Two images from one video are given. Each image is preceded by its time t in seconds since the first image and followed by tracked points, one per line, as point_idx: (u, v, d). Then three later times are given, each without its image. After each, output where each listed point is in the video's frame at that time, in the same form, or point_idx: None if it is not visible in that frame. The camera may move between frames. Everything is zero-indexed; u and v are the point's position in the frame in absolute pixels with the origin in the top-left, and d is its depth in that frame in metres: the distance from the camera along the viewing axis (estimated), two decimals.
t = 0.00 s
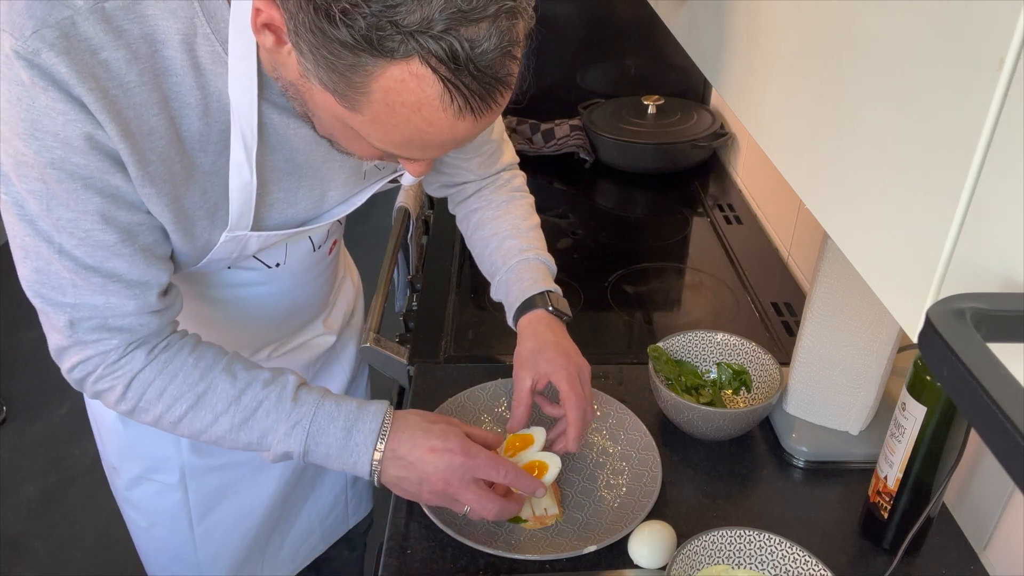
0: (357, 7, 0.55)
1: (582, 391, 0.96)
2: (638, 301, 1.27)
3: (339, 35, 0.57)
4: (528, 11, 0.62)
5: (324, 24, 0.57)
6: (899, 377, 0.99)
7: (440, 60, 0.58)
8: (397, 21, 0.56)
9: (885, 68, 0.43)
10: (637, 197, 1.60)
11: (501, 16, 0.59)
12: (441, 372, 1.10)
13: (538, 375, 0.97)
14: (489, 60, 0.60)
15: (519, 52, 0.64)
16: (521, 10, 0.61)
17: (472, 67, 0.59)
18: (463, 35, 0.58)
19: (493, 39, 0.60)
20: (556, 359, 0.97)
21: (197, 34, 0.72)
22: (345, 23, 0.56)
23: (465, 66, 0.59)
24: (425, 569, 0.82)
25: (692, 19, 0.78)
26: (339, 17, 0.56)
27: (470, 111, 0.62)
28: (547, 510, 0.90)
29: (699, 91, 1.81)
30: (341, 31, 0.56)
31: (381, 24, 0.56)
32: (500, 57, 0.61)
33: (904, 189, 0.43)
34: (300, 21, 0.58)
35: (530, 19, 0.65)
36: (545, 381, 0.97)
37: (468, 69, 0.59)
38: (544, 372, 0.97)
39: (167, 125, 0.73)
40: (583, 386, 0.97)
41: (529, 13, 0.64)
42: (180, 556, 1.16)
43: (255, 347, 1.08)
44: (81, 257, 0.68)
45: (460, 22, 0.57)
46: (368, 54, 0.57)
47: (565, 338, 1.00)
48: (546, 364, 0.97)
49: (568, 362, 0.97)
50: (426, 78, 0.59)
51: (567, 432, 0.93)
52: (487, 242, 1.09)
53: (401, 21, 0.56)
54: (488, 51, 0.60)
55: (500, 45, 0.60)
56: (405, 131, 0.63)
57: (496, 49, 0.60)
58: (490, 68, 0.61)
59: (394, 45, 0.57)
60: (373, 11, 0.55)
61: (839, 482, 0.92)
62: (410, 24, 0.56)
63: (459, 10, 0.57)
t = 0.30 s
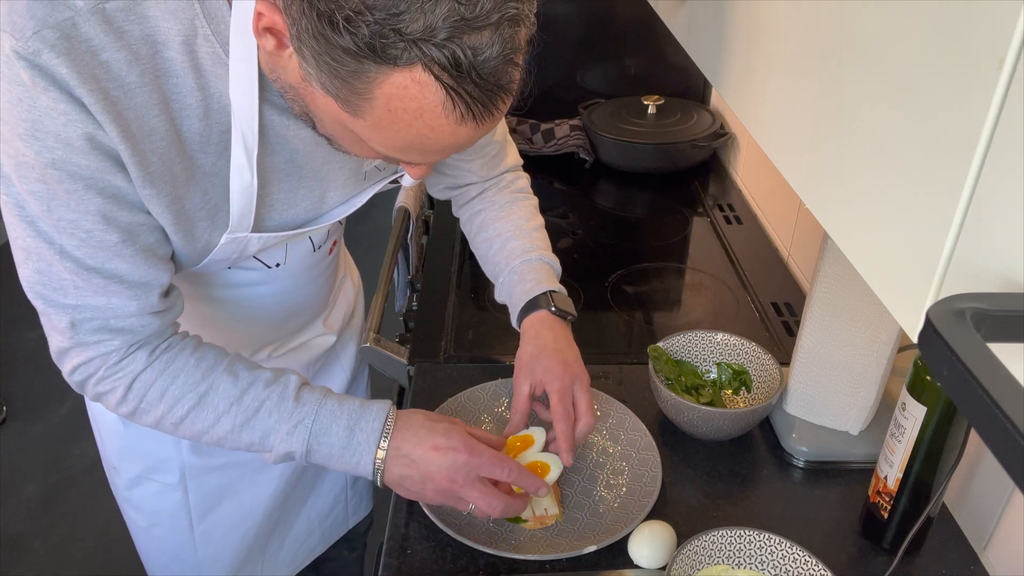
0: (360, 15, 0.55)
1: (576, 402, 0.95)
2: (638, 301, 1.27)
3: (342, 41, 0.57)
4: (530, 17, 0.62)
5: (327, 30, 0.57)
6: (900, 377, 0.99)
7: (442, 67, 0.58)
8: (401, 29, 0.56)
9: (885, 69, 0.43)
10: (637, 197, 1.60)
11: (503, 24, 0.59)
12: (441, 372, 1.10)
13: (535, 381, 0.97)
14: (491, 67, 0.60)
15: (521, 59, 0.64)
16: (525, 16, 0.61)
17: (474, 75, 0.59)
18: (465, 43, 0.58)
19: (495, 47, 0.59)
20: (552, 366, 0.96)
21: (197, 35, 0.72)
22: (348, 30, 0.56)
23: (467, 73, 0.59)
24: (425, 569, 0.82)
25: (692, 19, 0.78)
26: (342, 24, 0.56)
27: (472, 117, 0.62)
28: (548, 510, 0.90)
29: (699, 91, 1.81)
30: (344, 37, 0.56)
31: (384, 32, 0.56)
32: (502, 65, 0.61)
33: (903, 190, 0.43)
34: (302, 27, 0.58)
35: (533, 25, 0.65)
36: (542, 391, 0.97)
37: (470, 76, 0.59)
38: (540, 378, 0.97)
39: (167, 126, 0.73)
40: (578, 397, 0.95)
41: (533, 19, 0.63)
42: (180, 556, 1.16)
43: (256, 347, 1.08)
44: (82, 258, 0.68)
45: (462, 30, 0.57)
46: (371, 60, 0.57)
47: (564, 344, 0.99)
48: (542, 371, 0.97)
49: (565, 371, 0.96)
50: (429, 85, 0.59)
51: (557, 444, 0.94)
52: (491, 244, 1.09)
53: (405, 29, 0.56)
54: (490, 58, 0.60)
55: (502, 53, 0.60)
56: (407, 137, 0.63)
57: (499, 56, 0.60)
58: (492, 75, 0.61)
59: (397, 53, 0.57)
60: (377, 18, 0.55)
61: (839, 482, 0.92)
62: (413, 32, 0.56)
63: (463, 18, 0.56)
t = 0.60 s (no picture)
0: (361, 18, 0.55)
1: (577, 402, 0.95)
2: (639, 301, 1.27)
3: (342, 44, 0.57)
4: (530, 19, 0.62)
5: (327, 33, 0.57)
6: (900, 377, 0.99)
7: (443, 71, 0.58)
8: (401, 33, 0.56)
9: (885, 69, 0.43)
10: (637, 197, 1.60)
11: (504, 28, 0.59)
12: (441, 372, 1.10)
13: (539, 379, 0.97)
14: (491, 70, 0.60)
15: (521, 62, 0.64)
16: (525, 20, 0.61)
17: (474, 78, 0.60)
18: (466, 47, 0.58)
19: (496, 50, 0.59)
20: (557, 364, 0.96)
21: (197, 36, 0.72)
22: (349, 33, 0.56)
23: (467, 77, 0.59)
24: (425, 570, 0.82)
25: (692, 19, 0.78)
26: (342, 27, 0.56)
27: (471, 120, 0.62)
28: (548, 509, 0.90)
29: (699, 91, 1.81)
30: (344, 40, 0.56)
31: (385, 35, 0.56)
32: (502, 68, 0.61)
33: (903, 190, 0.43)
34: (303, 29, 0.58)
35: (533, 27, 0.65)
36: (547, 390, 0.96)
37: (470, 79, 0.59)
38: (545, 376, 0.96)
39: (167, 126, 0.73)
40: (579, 399, 0.95)
41: (533, 22, 0.63)
42: (180, 556, 1.16)
43: (257, 347, 1.08)
44: (81, 258, 0.68)
45: (463, 34, 0.57)
46: (372, 63, 0.57)
47: (568, 342, 1.00)
48: (547, 369, 0.96)
49: (569, 369, 0.96)
50: (429, 89, 0.59)
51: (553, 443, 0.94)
52: (493, 243, 1.09)
53: (405, 32, 0.56)
54: (491, 62, 0.60)
55: (503, 56, 0.60)
56: (407, 139, 0.63)
57: (499, 60, 0.60)
58: (492, 78, 0.61)
59: (397, 56, 0.57)
60: (377, 21, 0.55)
61: (839, 482, 0.92)
62: (414, 35, 0.56)
63: (463, 22, 0.56)
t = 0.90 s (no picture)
0: (362, 20, 0.55)
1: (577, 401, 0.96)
2: (639, 301, 1.27)
3: (343, 46, 0.57)
4: (531, 21, 0.62)
5: (328, 35, 0.57)
6: (900, 377, 0.99)
7: (443, 73, 0.58)
8: (402, 35, 0.56)
9: (885, 69, 0.43)
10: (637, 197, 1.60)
11: (505, 30, 0.59)
12: (441, 372, 1.10)
13: (535, 382, 0.97)
14: (492, 73, 0.60)
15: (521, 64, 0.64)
16: (526, 22, 0.61)
17: (475, 80, 0.59)
18: (466, 49, 0.58)
19: (496, 53, 0.59)
20: (551, 367, 0.97)
21: (197, 36, 0.72)
22: (350, 35, 0.56)
23: (468, 79, 0.59)
24: (425, 569, 0.82)
25: (692, 19, 0.78)
26: (343, 29, 0.56)
27: (472, 122, 0.62)
28: (548, 510, 0.90)
29: (699, 91, 1.81)
30: (345, 42, 0.56)
31: (386, 38, 0.56)
32: (503, 70, 0.61)
33: (903, 191, 0.43)
34: (303, 30, 0.58)
35: (534, 29, 0.65)
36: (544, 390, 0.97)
37: (471, 82, 0.59)
38: (540, 379, 0.97)
39: (167, 127, 0.73)
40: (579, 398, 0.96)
41: (534, 23, 0.63)
42: (180, 556, 1.16)
43: (257, 347, 1.08)
44: (82, 259, 0.68)
45: (464, 37, 0.57)
46: (372, 65, 0.57)
47: (562, 346, 1.00)
48: (542, 373, 0.97)
49: (564, 372, 0.97)
50: (429, 91, 0.59)
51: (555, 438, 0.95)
52: (486, 246, 1.09)
53: (406, 35, 0.56)
54: (491, 64, 0.60)
55: (503, 58, 0.60)
56: (407, 141, 0.63)
57: (500, 62, 0.60)
58: (492, 80, 0.61)
59: (398, 58, 0.57)
60: (378, 24, 0.55)
61: (839, 482, 0.92)
62: (415, 38, 0.56)
63: (464, 24, 0.56)
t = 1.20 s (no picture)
0: (360, 19, 0.55)
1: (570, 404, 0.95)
2: (639, 301, 1.27)
3: (342, 45, 0.57)
4: (530, 20, 0.62)
5: (326, 33, 0.57)
6: (900, 377, 0.99)
7: (442, 72, 0.58)
8: (401, 34, 0.56)
9: (884, 68, 0.43)
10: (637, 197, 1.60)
11: (503, 29, 0.59)
12: (442, 372, 1.10)
13: (530, 384, 0.97)
14: (490, 71, 0.60)
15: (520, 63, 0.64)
16: (525, 21, 0.61)
17: (473, 79, 0.59)
18: (465, 48, 0.58)
19: (495, 52, 0.59)
20: (546, 368, 0.96)
21: (197, 36, 0.72)
22: (348, 34, 0.56)
23: (466, 78, 0.59)
24: (425, 569, 0.82)
25: (692, 19, 0.78)
26: (341, 28, 0.56)
27: (471, 121, 0.62)
28: (548, 510, 0.90)
29: (699, 91, 1.81)
30: (343, 40, 0.56)
31: (384, 36, 0.56)
32: (502, 69, 0.61)
33: (903, 190, 0.43)
34: (302, 29, 0.58)
35: (533, 28, 0.65)
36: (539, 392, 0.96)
37: (470, 80, 0.59)
38: (535, 381, 0.96)
39: (167, 127, 0.73)
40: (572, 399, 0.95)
41: (533, 22, 0.63)
42: (180, 556, 1.16)
43: (257, 346, 1.08)
44: (82, 259, 0.68)
45: (462, 35, 0.57)
46: (370, 64, 0.57)
47: (555, 348, 1.00)
48: (537, 375, 0.96)
49: (558, 373, 0.96)
50: (428, 89, 0.59)
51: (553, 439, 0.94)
52: (480, 247, 1.09)
53: (405, 33, 0.56)
54: (490, 63, 0.60)
55: (502, 57, 0.60)
56: (406, 140, 0.63)
57: (498, 61, 0.60)
58: (491, 79, 0.61)
59: (397, 56, 0.57)
60: (377, 22, 0.55)
61: (839, 482, 0.92)
62: (413, 36, 0.56)
63: (462, 23, 0.56)
